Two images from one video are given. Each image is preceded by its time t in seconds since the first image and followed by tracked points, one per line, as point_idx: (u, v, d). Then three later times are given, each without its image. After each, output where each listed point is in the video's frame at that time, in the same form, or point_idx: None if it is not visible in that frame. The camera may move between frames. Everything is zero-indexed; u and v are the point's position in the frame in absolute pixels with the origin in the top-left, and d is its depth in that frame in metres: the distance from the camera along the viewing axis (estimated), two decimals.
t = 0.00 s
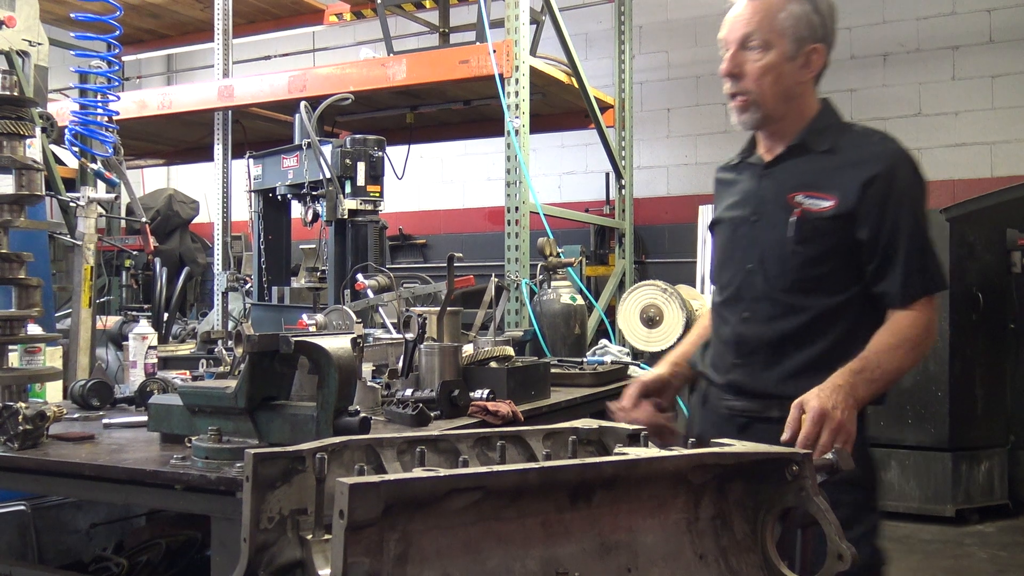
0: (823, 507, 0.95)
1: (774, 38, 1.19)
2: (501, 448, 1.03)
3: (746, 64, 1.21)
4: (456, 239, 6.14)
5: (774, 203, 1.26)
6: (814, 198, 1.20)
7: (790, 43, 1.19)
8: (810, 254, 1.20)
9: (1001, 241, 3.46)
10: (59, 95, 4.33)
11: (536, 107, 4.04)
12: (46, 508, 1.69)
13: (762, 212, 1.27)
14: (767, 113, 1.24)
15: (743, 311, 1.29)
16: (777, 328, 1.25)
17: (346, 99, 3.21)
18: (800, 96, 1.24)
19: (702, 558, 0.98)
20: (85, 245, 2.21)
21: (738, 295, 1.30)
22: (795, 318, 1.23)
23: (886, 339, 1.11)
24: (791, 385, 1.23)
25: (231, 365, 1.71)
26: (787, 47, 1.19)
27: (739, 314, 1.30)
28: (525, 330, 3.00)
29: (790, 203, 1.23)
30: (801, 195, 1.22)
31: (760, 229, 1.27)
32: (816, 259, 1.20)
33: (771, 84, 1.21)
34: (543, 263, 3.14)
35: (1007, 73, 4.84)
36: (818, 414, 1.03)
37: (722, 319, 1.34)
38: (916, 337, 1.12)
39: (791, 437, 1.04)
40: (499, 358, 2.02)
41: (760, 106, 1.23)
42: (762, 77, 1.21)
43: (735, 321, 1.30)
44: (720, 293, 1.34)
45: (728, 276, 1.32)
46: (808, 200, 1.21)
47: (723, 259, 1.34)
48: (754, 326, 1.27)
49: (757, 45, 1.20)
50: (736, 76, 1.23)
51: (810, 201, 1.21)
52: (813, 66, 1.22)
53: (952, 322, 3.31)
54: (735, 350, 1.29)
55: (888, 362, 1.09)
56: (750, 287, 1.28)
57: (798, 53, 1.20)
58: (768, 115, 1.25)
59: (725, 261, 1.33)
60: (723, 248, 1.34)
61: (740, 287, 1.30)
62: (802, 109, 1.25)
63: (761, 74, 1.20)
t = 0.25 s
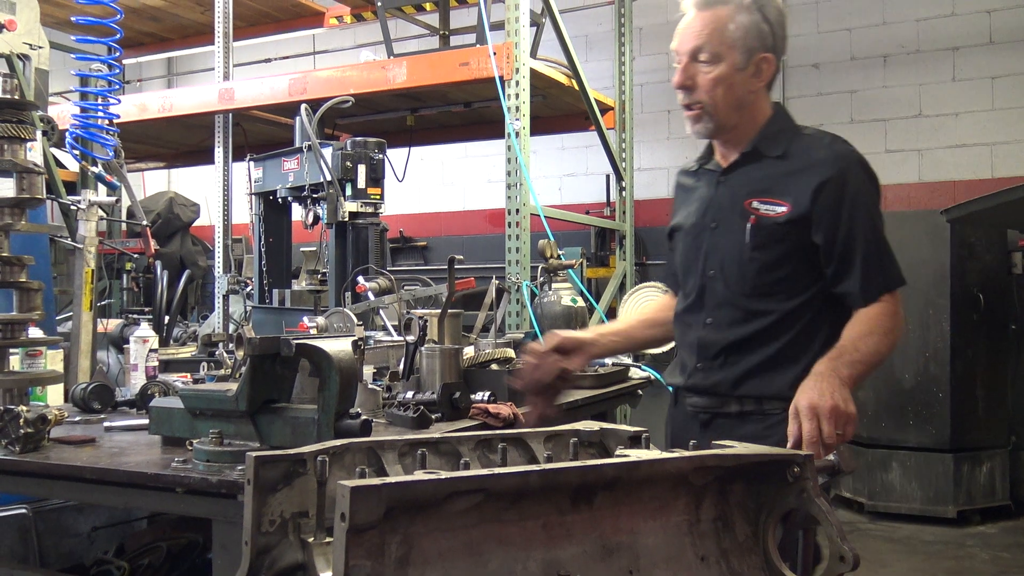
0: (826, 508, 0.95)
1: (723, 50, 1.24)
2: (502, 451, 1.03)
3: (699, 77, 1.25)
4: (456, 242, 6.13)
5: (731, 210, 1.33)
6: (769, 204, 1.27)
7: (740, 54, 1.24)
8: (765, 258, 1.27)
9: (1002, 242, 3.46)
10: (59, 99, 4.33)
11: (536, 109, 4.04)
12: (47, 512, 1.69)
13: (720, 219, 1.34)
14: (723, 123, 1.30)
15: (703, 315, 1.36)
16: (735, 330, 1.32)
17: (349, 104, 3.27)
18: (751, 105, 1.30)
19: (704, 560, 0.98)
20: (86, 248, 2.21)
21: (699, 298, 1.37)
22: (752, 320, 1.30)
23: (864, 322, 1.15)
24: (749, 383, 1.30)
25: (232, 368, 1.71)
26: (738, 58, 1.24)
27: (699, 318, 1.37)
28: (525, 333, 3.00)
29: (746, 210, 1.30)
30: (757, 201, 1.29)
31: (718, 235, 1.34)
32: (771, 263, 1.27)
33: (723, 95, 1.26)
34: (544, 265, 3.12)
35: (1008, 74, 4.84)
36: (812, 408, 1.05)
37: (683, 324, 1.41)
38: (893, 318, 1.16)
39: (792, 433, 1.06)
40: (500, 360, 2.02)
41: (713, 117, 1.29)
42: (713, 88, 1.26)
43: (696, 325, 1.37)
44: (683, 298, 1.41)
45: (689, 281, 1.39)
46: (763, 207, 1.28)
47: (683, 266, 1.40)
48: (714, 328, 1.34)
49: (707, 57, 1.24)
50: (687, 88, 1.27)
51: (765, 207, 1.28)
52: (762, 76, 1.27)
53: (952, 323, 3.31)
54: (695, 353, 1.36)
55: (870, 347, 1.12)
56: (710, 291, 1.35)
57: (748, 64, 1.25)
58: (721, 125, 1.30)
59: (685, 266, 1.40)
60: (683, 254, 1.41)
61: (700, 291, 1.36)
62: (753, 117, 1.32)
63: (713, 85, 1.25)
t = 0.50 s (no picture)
0: (826, 509, 0.95)
1: (695, 47, 1.25)
2: (502, 453, 1.02)
3: (670, 73, 1.26)
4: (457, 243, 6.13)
5: (710, 211, 1.33)
6: (750, 202, 1.29)
7: (713, 52, 1.25)
8: (748, 256, 1.28)
9: (1002, 242, 3.46)
10: (59, 102, 4.33)
11: (536, 111, 4.04)
12: (47, 515, 1.69)
13: (699, 219, 1.34)
14: (696, 123, 1.31)
15: (682, 319, 1.36)
16: (715, 331, 1.31)
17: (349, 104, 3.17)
18: (725, 101, 1.31)
19: (705, 562, 0.98)
20: (86, 251, 2.21)
21: (677, 301, 1.36)
22: (732, 320, 1.30)
23: (855, 322, 1.16)
24: (729, 386, 1.30)
25: (233, 371, 1.71)
26: (710, 55, 1.25)
27: (677, 323, 1.36)
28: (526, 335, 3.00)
29: (727, 210, 1.31)
30: (737, 199, 1.30)
31: (697, 235, 1.34)
32: (754, 260, 1.28)
33: (695, 91, 1.27)
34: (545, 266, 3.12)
35: (1007, 74, 4.84)
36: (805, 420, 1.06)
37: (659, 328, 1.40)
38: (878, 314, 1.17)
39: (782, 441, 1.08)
40: (500, 362, 2.02)
41: (685, 114, 1.29)
42: (685, 85, 1.26)
43: (674, 329, 1.37)
44: (659, 301, 1.40)
45: (667, 283, 1.38)
46: (744, 204, 1.29)
47: (658, 270, 1.40)
48: (694, 331, 1.34)
49: (678, 54, 1.25)
50: (659, 84, 1.28)
51: (746, 205, 1.29)
52: (736, 73, 1.28)
53: (953, 324, 3.31)
54: (675, 357, 1.35)
55: (858, 345, 1.13)
56: (690, 293, 1.34)
57: (720, 62, 1.25)
58: (695, 124, 1.31)
59: (660, 270, 1.39)
60: (657, 257, 1.40)
61: (678, 293, 1.36)
62: (727, 116, 1.32)
63: (684, 82, 1.26)
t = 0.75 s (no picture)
0: (826, 511, 0.95)
1: (670, 26, 1.26)
2: (502, 456, 1.02)
3: (643, 51, 1.27)
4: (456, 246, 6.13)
5: (694, 200, 1.32)
6: (737, 190, 1.29)
7: (688, 32, 1.26)
8: (737, 245, 1.28)
9: (1002, 243, 3.46)
10: (59, 106, 4.33)
11: (535, 113, 4.05)
12: (47, 519, 1.70)
13: (681, 207, 1.33)
14: (669, 106, 1.30)
15: (662, 313, 1.34)
16: (699, 324, 1.31)
17: (349, 106, 3.14)
18: (698, 88, 1.31)
19: (705, 564, 0.98)
20: (85, 255, 2.21)
21: (658, 293, 1.34)
22: (719, 311, 1.30)
23: (855, 329, 1.21)
24: (715, 379, 1.29)
25: (232, 374, 1.71)
26: (685, 35, 1.26)
27: (656, 317, 1.34)
28: (525, 336, 3.01)
29: (713, 198, 1.31)
30: (722, 187, 1.30)
31: (680, 225, 1.33)
32: (744, 249, 1.28)
33: (668, 71, 1.27)
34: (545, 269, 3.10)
35: (1005, 74, 4.84)
36: (813, 427, 1.12)
37: (635, 323, 1.37)
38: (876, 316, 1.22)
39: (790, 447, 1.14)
40: (500, 365, 2.02)
41: (655, 94, 1.28)
42: (658, 64, 1.26)
43: (653, 324, 1.35)
44: (634, 293, 1.38)
45: (646, 275, 1.36)
46: (731, 192, 1.29)
47: (633, 260, 1.37)
48: (677, 323, 1.32)
49: (652, 32, 1.26)
50: (631, 63, 1.28)
51: (733, 192, 1.29)
52: (711, 56, 1.29)
53: (953, 324, 3.31)
54: (656, 352, 1.33)
55: (861, 350, 1.19)
56: (673, 283, 1.33)
57: (695, 43, 1.27)
58: (667, 107, 1.30)
59: (637, 262, 1.37)
60: (631, 250, 1.37)
61: (659, 285, 1.34)
62: (704, 101, 1.32)
63: (658, 60, 1.26)
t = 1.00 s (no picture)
0: (826, 512, 0.95)
1: (656, 20, 1.26)
2: (502, 457, 1.01)
3: (627, 45, 1.27)
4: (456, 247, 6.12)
5: (687, 204, 1.30)
6: (734, 195, 1.28)
7: (674, 27, 1.26)
8: (734, 251, 1.27)
9: (1001, 244, 3.46)
10: (58, 108, 4.34)
11: (535, 114, 4.05)
12: (47, 521, 1.70)
13: (674, 211, 1.31)
14: (653, 102, 1.29)
15: (655, 321, 1.31)
16: (696, 332, 1.29)
17: (347, 108, 3.17)
18: (684, 85, 1.30)
19: (705, 565, 0.97)
20: (85, 256, 2.21)
21: (651, 301, 1.31)
22: (716, 319, 1.29)
23: (851, 333, 1.25)
24: (714, 389, 1.27)
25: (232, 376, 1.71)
26: (671, 30, 1.26)
27: (650, 326, 1.31)
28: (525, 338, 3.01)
29: (707, 201, 1.29)
30: (717, 191, 1.29)
31: (673, 230, 1.30)
32: (742, 255, 1.27)
33: (651, 65, 1.26)
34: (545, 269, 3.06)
35: (1005, 75, 4.84)
36: (812, 426, 1.15)
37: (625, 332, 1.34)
38: (874, 319, 1.26)
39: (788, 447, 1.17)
40: (500, 366, 2.01)
41: (640, 90, 1.28)
42: (642, 57, 1.26)
43: (647, 333, 1.32)
44: (623, 299, 1.35)
45: (637, 281, 1.33)
46: (727, 197, 1.28)
47: (622, 265, 1.34)
48: (672, 332, 1.30)
49: (638, 25, 1.27)
50: (616, 56, 1.28)
51: (728, 196, 1.28)
52: (697, 53, 1.29)
53: (953, 325, 3.31)
54: (651, 362, 1.30)
55: (858, 353, 1.23)
56: (667, 291, 1.30)
57: (681, 38, 1.27)
58: (651, 103, 1.29)
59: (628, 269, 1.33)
60: (622, 257, 1.34)
61: (652, 292, 1.31)
62: (692, 100, 1.31)
63: (643, 54, 1.26)
